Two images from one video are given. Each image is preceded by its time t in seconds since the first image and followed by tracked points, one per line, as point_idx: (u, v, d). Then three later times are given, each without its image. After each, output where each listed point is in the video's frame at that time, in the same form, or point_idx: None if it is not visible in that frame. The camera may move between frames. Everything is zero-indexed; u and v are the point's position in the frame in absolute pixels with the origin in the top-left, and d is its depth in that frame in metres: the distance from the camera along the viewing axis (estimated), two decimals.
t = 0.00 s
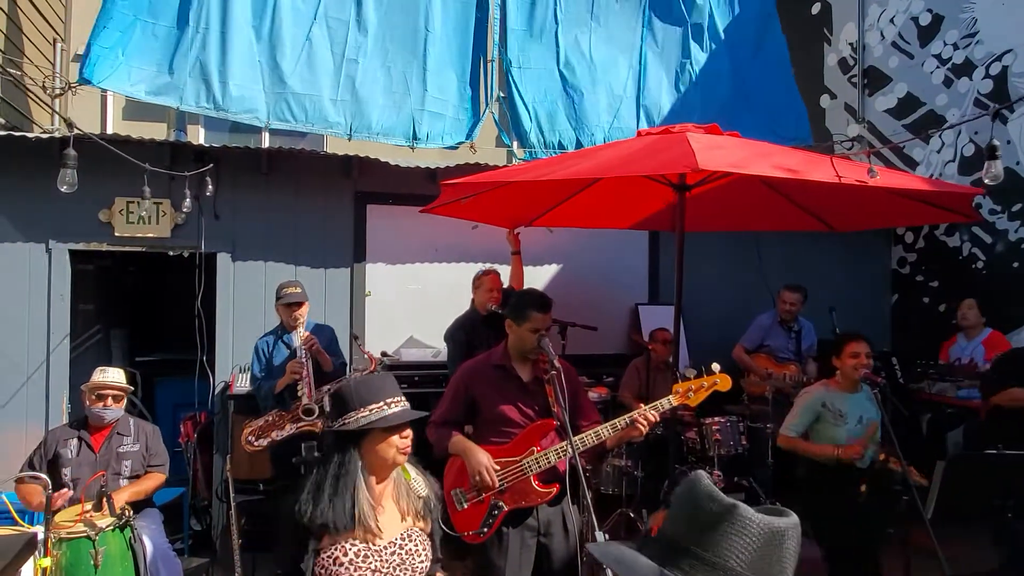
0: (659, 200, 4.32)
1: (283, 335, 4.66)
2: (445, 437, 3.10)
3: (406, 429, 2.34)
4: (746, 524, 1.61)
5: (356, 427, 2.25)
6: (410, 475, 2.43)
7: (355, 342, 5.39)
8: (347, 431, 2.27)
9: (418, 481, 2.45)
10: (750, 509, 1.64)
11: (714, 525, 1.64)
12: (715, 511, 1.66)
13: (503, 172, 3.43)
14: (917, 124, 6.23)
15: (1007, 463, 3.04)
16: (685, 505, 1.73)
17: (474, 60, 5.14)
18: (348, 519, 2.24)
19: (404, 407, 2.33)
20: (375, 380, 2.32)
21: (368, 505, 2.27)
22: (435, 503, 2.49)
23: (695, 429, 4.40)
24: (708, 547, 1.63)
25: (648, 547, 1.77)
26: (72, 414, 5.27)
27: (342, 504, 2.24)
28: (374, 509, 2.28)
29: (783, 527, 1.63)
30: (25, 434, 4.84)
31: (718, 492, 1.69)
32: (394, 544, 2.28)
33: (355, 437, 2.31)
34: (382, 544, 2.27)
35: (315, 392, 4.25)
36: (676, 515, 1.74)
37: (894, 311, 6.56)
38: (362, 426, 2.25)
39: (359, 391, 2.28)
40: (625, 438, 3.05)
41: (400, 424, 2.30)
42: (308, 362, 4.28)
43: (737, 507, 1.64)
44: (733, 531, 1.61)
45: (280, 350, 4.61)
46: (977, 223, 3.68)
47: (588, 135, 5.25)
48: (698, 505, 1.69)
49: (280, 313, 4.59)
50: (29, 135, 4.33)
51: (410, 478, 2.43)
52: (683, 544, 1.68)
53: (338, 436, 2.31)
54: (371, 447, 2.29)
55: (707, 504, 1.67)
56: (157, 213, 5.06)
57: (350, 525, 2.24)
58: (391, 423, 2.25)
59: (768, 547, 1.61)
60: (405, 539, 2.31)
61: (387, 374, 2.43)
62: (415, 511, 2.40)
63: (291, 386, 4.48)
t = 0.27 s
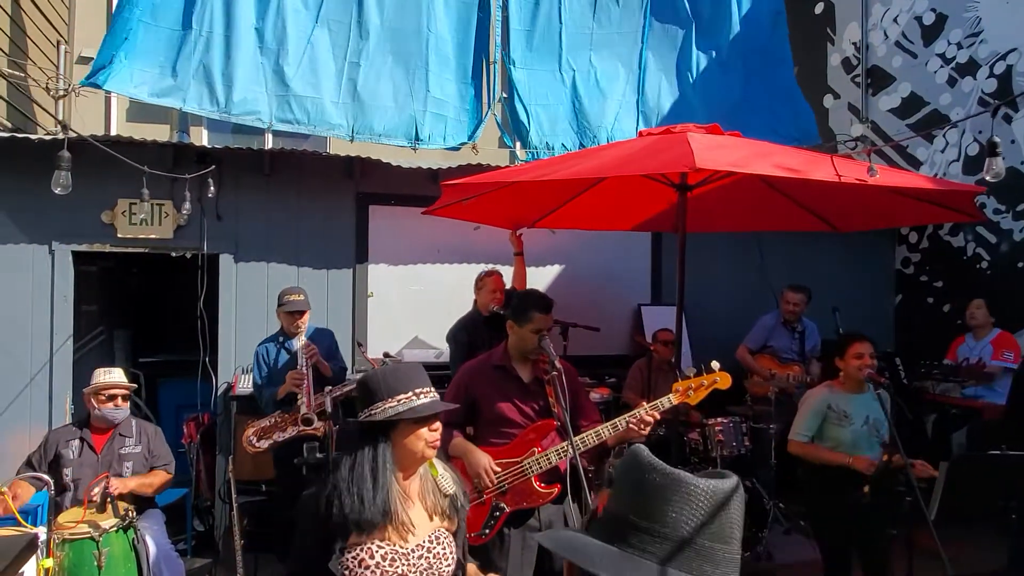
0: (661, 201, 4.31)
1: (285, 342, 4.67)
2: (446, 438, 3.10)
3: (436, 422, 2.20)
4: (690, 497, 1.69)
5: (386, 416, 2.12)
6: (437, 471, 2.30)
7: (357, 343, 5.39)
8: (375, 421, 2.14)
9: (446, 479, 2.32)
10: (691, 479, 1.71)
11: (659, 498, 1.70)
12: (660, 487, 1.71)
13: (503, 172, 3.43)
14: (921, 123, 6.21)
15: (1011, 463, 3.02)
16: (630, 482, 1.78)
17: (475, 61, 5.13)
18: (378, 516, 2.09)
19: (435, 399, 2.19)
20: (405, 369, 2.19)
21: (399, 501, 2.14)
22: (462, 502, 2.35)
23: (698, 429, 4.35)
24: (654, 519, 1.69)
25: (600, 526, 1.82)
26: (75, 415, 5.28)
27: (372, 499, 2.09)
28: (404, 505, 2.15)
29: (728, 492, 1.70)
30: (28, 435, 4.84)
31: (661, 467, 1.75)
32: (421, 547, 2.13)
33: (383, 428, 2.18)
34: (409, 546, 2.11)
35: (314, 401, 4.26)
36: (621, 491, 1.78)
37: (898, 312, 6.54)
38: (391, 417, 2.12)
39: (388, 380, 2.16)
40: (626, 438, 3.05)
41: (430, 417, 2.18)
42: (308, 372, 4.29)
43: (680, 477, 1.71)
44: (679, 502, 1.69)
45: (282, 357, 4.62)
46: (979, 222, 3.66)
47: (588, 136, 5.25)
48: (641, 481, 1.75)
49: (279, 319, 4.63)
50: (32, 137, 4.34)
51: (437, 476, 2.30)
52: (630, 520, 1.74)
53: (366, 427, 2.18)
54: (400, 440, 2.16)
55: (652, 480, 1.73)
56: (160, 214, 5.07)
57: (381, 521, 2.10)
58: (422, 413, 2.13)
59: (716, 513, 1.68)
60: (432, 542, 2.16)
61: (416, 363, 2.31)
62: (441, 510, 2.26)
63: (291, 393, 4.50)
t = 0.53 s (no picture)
0: (661, 200, 4.31)
1: (284, 342, 4.64)
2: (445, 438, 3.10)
3: (446, 420, 2.12)
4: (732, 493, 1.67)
5: (395, 416, 2.02)
6: (448, 473, 2.26)
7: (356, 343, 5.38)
8: (383, 421, 2.04)
9: (457, 481, 2.28)
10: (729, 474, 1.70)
11: (699, 494, 1.69)
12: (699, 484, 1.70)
13: (501, 171, 3.42)
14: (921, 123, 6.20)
15: (1011, 462, 3.01)
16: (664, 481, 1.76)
17: (474, 60, 5.13)
18: (393, 521, 1.99)
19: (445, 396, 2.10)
20: (413, 365, 2.09)
21: (412, 504, 2.04)
22: (472, 504, 2.30)
23: (696, 429, 4.32)
24: (696, 514, 1.67)
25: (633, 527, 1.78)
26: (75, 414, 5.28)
27: (385, 502, 1.99)
28: (418, 508, 2.05)
29: (771, 487, 1.68)
30: (28, 434, 4.84)
31: (697, 464, 1.73)
32: (438, 551, 2.06)
33: (391, 428, 2.07)
34: (426, 551, 2.05)
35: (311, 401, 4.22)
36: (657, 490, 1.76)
37: (899, 312, 6.53)
38: (401, 416, 2.02)
39: (395, 378, 2.05)
40: (624, 436, 3.04)
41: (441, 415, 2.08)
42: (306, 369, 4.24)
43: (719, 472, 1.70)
44: (721, 498, 1.67)
45: (282, 356, 4.59)
46: (979, 219, 3.65)
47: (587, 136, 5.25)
48: (678, 479, 1.73)
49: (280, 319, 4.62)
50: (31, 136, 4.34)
51: (448, 478, 2.26)
52: (669, 520, 1.70)
53: (373, 427, 2.07)
54: (411, 441, 2.07)
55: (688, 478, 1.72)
56: (159, 213, 5.07)
57: (395, 526, 1.99)
58: (433, 412, 2.03)
59: (759, 508, 1.65)
60: (448, 546, 2.10)
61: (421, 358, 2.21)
62: (453, 512, 2.21)
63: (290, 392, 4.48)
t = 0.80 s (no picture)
0: (661, 201, 4.31)
1: (284, 343, 4.65)
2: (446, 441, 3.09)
3: (455, 437, 2.06)
4: (809, 529, 1.54)
5: (397, 431, 1.98)
6: (460, 493, 2.15)
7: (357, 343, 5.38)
8: (385, 436, 2.02)
9: (470, 502, 2.15)
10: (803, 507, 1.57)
11: (775, 532, 1.54)
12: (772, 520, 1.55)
13: (500, 173, 3.42)
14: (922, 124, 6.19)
15: (1011, 464, 3.00)
16: (728, 513, 1.60)
17: (473, 59, 5.12)
18: (394, 542, 1.95)
19: (451, 410, 2.05)
20: (419, 379, 2.05)
21: (416, 525, 1.98)
22: (488, 527, 2.18)
23: (697, 430, 4.39)
24: (771, 552, 1.53)
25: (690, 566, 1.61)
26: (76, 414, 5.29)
27: (384, 522, 1.95)
28: (424, 529, 1.99)
29: (844, 522, 1.57)
30: (29, 433, 4.85)
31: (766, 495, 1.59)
32: None
33: (395, 446, 2.05)
34: None
35: (317, 395, 4.15)
36: (717, 523, 1.60)
37: (901, 313, 6.52)
38: (403, 431, 1.99)
39: (398, 392, 2.02)
40: (624, 436, 3.03)
41: (446, 431, 2.03)
42: (309, 365, 4.20)
43: (792, 505, 1.57)
44: (795, 534, 1.53)
45: (282, 357, 4.60)
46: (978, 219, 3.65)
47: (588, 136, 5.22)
48: (748, 513, 1.58)
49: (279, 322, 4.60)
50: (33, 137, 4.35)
51: (460, 498, 2.14)
52: (736, 558, 1.55)
53: (377, 446, 2.05)
54: (417, 459, 2.03)
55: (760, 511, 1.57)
56: (160, 213, 5.08)
57: (397, 547, 1.96)
58: (434, 428, 1.98)
59: (834, 543, 1.55)
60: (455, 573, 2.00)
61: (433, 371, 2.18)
62: (467, 536, 2.11)
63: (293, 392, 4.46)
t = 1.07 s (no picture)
0: (661, 205, 4.32)
1: (290, 346, 4.66)
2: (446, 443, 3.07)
3: (450, 449, 1.90)
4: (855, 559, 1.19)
5: (390, 439, 1.91)
6: (474, 517, 1.98)
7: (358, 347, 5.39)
8: (382, 445, 1.95)
9: (482, 528, 1.98)
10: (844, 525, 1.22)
11: (814, 560, 1.19)
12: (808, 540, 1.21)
13: (500, 180, 3.44)
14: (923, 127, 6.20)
15: (1012, 468, 3.01)
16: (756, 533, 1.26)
17: (475, 53, 4.79)
18: (379, 564, 1.83)
19: (445, 419, 1.91)
20: (419, 386, 1.97)
21: (403, 545, 1.85)
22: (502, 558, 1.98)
23: (698, 432, 4.36)
24: None
25: None
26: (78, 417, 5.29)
27: (368, 540, 1.85)
28: (411, 552, 1.86)
29: (891, 542, 1.22)
30: (32, 436, 4.86)
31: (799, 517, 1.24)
32: None
33: (392, 457, 1.94)
34: None
35: (316, 403, 4.22)
36: (734, 547, 1.27)
37: (901, 316, 6.52)
38: (393, 438, 1.91)
39: (396, 400, 1.97)
40: (627, 440, 3.05)
41: (438, 440, 1.90)
42: (310, 373, 4.26)
43: (830, 523, 1.21)
44: (834, 561, 1.18)
45: (287, 361, 4.61)
46: (978, 218, 3.65)
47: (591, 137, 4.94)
48: (779, 536, 1.23)
49: (285, 325, 4.61)
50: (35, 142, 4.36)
51: (472, 522, 1.98)
52: None
53: (376, 458, 1.96)
54: (409, 472, 1.90)
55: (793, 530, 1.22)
56: (163, 218, 5.09)
57: (384, 570, 1.83)
58: (419, 436, 1.87)
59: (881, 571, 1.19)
60: None
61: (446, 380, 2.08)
62: (470, 566, 1.92)
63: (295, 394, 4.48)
